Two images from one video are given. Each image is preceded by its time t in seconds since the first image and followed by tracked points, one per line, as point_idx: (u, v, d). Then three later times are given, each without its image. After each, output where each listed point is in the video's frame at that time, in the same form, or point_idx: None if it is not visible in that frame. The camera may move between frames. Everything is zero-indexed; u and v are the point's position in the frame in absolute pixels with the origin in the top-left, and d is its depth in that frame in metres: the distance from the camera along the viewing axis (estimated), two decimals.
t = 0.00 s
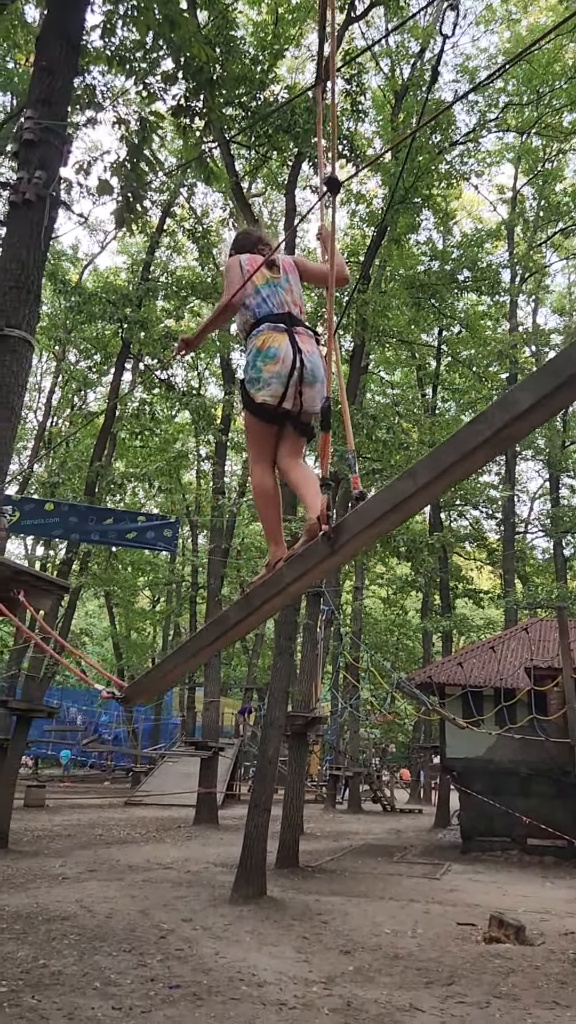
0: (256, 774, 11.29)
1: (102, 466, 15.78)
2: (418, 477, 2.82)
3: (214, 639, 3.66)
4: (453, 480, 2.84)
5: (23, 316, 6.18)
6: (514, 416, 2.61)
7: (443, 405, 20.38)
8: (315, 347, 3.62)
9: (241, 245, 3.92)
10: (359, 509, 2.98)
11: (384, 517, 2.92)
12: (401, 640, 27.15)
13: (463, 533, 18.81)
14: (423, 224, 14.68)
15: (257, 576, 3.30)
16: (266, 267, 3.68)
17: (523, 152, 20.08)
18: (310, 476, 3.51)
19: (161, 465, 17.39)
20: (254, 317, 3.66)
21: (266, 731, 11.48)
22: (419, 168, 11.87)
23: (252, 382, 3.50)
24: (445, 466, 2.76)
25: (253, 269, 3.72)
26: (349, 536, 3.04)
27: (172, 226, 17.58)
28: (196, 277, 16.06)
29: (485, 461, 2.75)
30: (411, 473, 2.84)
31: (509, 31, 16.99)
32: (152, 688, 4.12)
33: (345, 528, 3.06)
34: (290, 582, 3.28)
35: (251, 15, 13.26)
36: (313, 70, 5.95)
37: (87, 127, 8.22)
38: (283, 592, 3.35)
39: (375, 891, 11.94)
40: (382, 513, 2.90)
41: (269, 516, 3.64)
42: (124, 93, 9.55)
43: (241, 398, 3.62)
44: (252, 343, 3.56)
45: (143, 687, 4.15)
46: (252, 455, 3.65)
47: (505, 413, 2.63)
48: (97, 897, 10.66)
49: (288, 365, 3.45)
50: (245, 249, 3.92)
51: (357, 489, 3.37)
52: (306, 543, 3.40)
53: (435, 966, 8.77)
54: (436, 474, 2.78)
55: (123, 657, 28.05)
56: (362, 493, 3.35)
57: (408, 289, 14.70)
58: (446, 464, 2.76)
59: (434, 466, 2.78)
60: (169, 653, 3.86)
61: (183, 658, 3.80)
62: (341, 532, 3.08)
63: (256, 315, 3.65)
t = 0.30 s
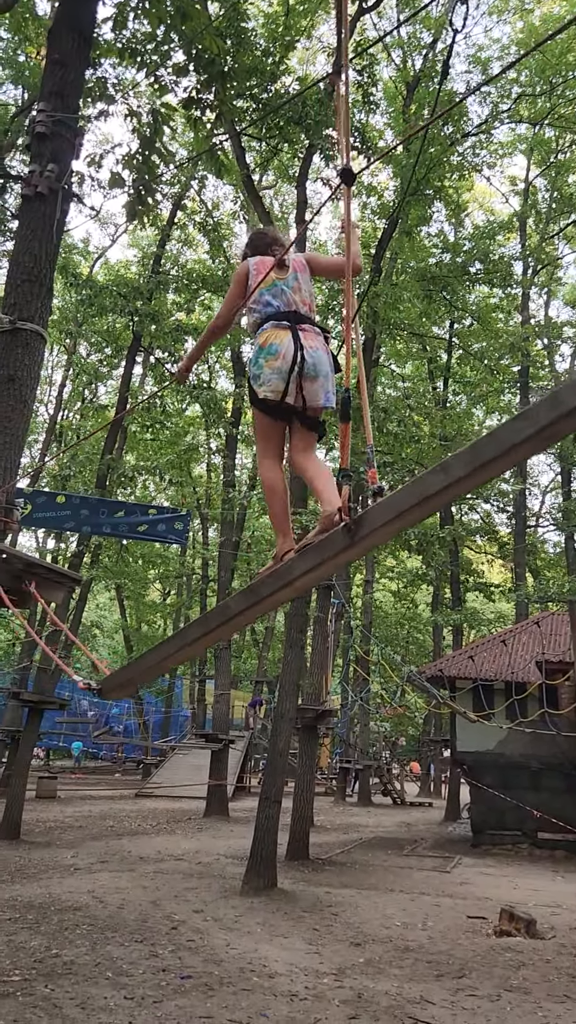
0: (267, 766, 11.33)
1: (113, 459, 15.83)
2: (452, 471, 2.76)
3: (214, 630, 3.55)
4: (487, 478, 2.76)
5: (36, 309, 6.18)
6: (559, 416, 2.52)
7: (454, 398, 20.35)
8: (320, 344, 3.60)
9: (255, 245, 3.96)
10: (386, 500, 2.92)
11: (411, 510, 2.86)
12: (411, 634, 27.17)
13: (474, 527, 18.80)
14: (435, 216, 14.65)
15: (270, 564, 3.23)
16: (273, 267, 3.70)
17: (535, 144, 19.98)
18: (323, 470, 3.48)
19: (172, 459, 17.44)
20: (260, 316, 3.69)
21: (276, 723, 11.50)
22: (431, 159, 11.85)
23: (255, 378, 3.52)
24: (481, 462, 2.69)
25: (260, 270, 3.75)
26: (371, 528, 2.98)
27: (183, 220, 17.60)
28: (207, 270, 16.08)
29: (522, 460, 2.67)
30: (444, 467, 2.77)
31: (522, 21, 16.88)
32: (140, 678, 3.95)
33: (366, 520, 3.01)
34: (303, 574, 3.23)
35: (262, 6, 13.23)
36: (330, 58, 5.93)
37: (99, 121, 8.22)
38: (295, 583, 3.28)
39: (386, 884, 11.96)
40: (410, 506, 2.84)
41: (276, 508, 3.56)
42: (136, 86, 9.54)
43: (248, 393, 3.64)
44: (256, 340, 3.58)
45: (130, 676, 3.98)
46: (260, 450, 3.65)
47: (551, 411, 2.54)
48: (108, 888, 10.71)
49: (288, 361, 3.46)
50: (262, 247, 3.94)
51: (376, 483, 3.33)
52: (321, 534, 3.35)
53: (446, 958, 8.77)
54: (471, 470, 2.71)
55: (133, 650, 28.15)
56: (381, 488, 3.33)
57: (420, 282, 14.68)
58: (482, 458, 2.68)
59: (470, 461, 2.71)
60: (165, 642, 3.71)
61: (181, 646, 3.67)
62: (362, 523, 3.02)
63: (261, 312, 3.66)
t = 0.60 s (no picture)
0: (275, 759, 11.36)
1: (123, 453, 15.88)
2: (447, 459, 2.75)
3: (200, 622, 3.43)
4: (481, 465, 2.78)
5: (46, 302, 6.19)
6: (555, 405, 2.57)
7: (464, 392, 20.31)
8: (319, 341, 3.58)
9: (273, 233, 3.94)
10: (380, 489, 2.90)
11: (405, 498, 2.85)
12: (420, 629, 27.17)
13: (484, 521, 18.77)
14: (445, 209, 14.63)
15: (259, 552, 3.13)
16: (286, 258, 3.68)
17: (547, 136, 19.88)
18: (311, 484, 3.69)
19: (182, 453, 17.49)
20: (265, 307, 3.67)
21: (285, 716, 11.52)
22: (442, 152, 11.88)
23: (254, 366, 3.48)
24: (478, 449, 2.70)
25: (273, 261, 3.74)
26: (363, 517, 2.93)
27: (193, 213, 17.60)
28: (217, 263, 16.09)
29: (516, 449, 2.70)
30: (440, 455, 2.77)
31: (534, 12, 16.78)
32: (123, 669, 3.80)
33: (358, 508, 2.95)
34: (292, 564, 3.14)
35: None
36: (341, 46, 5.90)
37: (110, 113, 8.21)
38: (285, 573, 3.19)
39: (394, 878, 11.98)
40: (405, 494, 2.83)
41: (273, 498, 3.45)
42: (146, 78, 9.54)
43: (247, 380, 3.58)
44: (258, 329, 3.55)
45: (115, 668, 3.83)
46: (260, 439, 3.55)
47: (547, 398, 2.58)
48: (117, 880, 10.77)
49: (286, 353, 3.42)
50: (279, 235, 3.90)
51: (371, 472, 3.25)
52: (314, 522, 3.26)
53: (454, 952, 8.79)
54: (467, 457, 2.72)
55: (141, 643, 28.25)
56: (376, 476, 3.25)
57: (430, 275, 14.67)
58: (478, 445, 2.69)
59: (466, 448, 2.72)
60: (149, 633, 3.57)
61: (165, 640, 3.55)
62: (355, 512, 2.97)
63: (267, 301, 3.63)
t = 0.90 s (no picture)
0: (285, 753, 11.40)
1: (134, 448, 15.92)
2: (432, 445, 2.74)
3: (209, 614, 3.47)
4: (467, 450, 2.77)
5: (57, 297, 6.19)
6: (535, 385, 2.54)
7: (475, 387, 20.27)
8: (313, 347, 3.62)
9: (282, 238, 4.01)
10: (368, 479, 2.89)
11: (394, 486, 2.84)
12: (430, 624, 27.14)
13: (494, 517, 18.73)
14: (457, 203, 14.57)
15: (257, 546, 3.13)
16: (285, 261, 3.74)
17: (559, 130, 19.77)
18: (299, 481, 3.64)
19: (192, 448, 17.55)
20: (263, 309, 3.73)
21: (295, 711, 11.54)
22: (453, 147, 11.86)
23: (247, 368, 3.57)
24: (460, 435, 2.68)
25: (275, 264, 3.80)
26: (354, 507, 2.92)
27: (203, 208, 17.62)
28: (227, 258, 16.09)
29: (499, 431, 2.68)
30: (424, 442, 2.76)
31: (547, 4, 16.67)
32: (139, 666, 3.86)
33: (350, 498, 2.94)
34: (289, 557, 3.15)
35: None
36: (352, 40, 5.89)
37: (120, 108, 8.17)
38: (284, 566, 3.20)
39: (403, 873, 11.99)
40: (393, 482, 2.82)
41: (269, 492, 3.49)
42: (156, 72, 9.50)
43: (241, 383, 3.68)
44: (254, 332, 3.63)
45: (131, 663, 3.89)
46: (252, 439, 3.61)
47: (525, 380, 2.56)
48: (127, 872, 10.82)
49: (278, 356, 3.48)
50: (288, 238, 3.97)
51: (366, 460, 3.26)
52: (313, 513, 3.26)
53: (463, 947, 8.79)
54: (451, 443, 2.71)
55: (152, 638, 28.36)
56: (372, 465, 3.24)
57: (441, 270, 14.65)
58: (462, 430, 2.67)
59: (449, 434, 2.70)
60: (161, 629, 3.62)
61: (175, 635, 3.59)
62: (346, 503, 2.96)
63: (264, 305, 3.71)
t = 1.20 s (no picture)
0: (295, 749, 11.41)
1: (144, 444, 15.96)
2: (443, 443, 2.73)
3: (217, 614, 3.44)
4: (478, 447, 2.75)
5: (69, 293, 6.20)
6: (548, 381, 2.53)
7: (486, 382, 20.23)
8: (304, 352, 3.62)
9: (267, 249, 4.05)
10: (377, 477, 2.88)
11: (405, 484, 2.81)
12: (440, 620, 27.11)
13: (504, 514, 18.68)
14: (468, 198, 14.54)
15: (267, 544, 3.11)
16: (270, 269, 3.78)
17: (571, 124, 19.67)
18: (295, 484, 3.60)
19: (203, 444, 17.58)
20: (252, 318, 3.74)
21: (305, 708, 11.55)
22: (465, 141, 11.84)
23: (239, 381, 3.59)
24: (473, 431, 2.67)
25: (259, 274, 3.82)
26: (364, 504, 2.89)
27: (214, 204, 17.63)
28: (238, 253, 16.11)
29: (511, 427, 2.68)
30: (435, 439, 2.74)
31: None
32: (147, 666, 3.84)
33: (360, 495, 2.92)
34: (300, 556, 3.13)
35: None
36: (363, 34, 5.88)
37: (132, 103, 8.18)
38: (294, 564, 3.18)
39: (413, 869, 12.01)
40: (404, 479, 2.80)
41: (272, 492, 3.45)
42: (167, 68, 9.49)
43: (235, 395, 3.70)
44: (244, 344, 3.66)
45: (139, 664, 3.86)
46: (249, 444, 3.59)
47: (538, 377, 2.55)
48: (137, 867, 10.87)
49: (268, 362, 3.48)
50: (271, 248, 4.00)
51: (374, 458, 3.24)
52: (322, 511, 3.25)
53: (473, 944, 8.78)
54: (463, 440, 2.69)
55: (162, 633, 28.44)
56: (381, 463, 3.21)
57: (453, 266, 14.64)
58: (474, 427, 2.67)
59: (461, 431, 2.69)
60: (171, 629, 3.60)
61: (183, 634, 3.56)
62: (356, 501, 2.94)
63: (252, 316, 3.73)
